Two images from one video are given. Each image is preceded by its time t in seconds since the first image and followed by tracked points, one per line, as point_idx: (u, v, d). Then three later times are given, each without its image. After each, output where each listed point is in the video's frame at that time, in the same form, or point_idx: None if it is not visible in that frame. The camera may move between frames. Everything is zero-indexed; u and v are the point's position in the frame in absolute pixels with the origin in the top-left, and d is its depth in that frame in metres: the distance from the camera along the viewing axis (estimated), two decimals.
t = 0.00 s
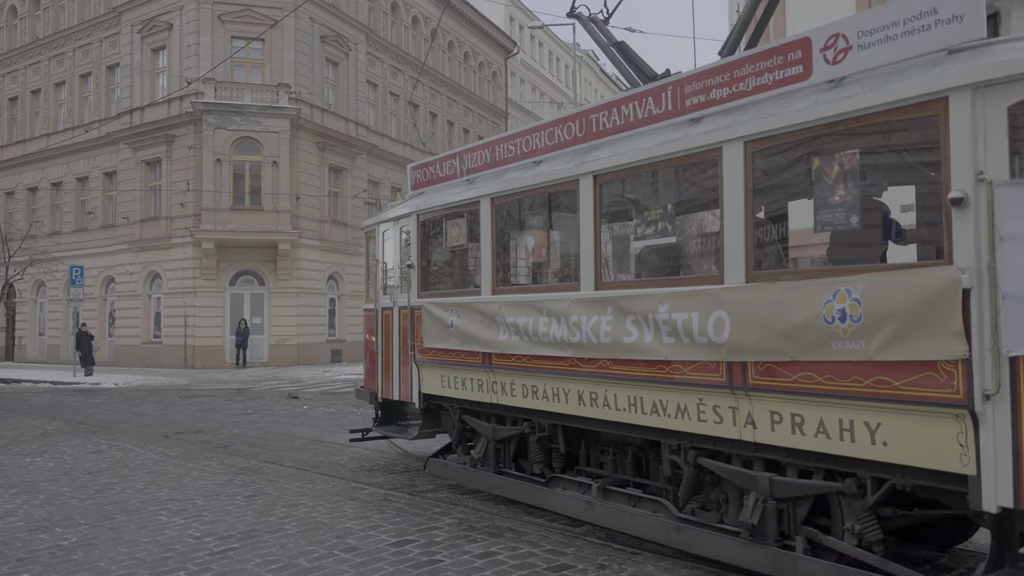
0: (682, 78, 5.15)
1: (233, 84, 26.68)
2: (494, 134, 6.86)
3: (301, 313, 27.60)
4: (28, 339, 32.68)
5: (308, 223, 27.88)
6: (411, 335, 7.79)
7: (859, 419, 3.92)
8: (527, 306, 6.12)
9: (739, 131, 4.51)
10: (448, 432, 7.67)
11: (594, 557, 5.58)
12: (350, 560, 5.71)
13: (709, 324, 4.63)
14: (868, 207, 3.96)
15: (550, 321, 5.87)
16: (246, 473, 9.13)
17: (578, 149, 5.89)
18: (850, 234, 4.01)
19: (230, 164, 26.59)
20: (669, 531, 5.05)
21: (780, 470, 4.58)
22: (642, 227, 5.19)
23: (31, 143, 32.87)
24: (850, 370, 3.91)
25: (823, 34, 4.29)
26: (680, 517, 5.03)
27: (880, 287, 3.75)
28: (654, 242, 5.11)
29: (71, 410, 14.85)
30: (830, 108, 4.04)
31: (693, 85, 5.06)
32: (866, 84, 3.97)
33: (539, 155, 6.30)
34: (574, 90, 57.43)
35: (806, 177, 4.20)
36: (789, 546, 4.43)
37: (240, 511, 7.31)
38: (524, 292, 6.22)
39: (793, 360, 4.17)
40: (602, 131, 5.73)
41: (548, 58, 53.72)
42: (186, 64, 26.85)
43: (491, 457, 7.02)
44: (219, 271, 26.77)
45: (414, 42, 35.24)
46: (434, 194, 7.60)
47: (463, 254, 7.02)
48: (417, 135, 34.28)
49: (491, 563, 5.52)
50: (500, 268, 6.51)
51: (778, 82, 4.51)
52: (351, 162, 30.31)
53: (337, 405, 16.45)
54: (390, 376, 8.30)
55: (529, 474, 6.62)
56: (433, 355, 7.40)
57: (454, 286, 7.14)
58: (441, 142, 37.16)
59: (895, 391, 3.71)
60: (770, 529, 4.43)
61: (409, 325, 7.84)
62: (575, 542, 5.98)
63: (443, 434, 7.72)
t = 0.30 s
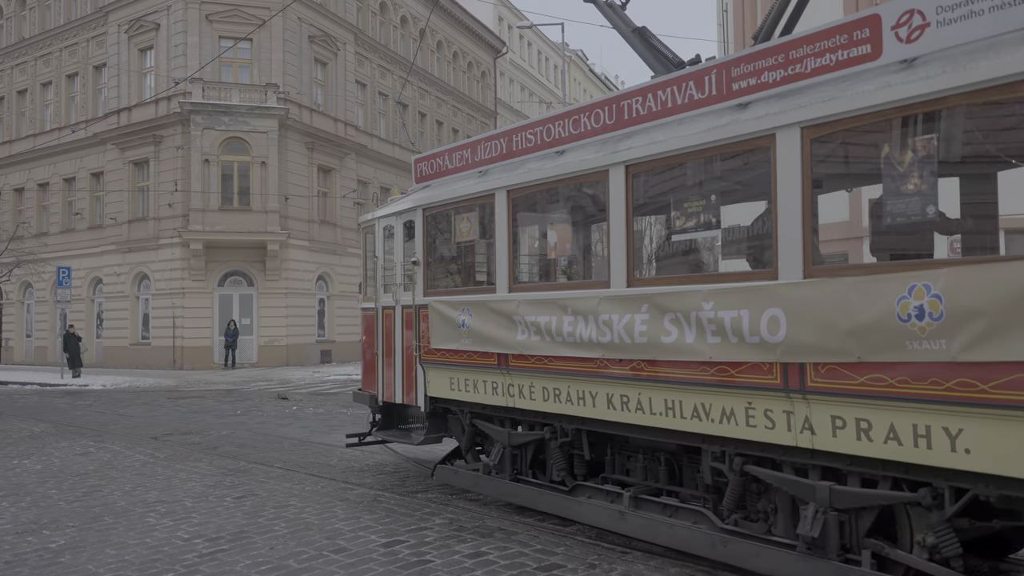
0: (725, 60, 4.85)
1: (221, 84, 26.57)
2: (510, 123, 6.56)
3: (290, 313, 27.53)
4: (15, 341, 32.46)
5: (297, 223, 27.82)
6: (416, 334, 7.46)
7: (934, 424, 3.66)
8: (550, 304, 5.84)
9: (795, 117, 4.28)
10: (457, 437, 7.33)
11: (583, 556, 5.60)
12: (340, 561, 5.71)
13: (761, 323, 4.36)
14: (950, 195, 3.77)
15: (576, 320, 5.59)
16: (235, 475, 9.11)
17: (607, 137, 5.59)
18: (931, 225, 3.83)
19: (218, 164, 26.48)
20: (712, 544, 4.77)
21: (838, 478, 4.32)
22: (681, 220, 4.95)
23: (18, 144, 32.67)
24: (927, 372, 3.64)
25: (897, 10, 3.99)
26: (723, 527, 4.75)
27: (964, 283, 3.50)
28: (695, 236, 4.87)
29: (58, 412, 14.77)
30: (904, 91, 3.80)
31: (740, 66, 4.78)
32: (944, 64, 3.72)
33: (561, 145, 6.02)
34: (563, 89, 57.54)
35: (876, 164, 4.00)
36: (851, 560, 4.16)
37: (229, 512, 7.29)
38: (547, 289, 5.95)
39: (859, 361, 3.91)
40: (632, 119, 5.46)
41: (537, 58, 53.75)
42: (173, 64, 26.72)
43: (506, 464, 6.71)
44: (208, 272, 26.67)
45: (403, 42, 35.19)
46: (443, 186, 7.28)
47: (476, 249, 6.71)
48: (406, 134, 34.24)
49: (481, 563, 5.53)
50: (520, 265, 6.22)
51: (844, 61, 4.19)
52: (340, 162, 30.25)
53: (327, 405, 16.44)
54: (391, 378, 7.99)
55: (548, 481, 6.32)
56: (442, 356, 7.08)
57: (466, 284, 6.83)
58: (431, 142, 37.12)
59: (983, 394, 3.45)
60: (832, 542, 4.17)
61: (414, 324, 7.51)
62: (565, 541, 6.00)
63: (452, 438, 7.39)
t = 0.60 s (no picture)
0: (780, 42, 4.60)
1: (211, 84, 26.49)
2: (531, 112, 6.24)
3: (281, 314, 27.50)
4: (5, 342, 32.30)
5: (288, 223, 27.78)
6: (424, 338, 7.10)
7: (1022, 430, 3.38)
8: (577, 302, 5.51)
9: (862, 101, 4.01)
10: (468, 442, 6.97)
11: (576, 555, 5.64)
12: (331, 561, 5.72)
13: (823, 322, 4.06)
14: None
15: (607, 319, 5.26)
16: (227, 475, 9.12)
17: (642, 125, 5.31)
18: (1010, 215, 3.57)
19: (209, 165, 26.41)
20: (763, 559, 4.48)
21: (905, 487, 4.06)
22: (729, 213, 4.66)
23: (7, 145, 32.50)
24: (1017, 374, 3.37)
25: None
26: (775, 541, 4.46)
27: None
28: (744, 230, 4.59)
29: (48, 413, 14.71)
30: (992, 70, 3.55)
31: (796, 49, 4.53)
32: None
33: (590, 134, 5.72)
34: (554, 89, 57.61)
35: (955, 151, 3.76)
36: None
37: (220, 513, 7.29)
38: (574, 287, 5.63)
39: (937, 362, 3.64)
40: (670, 106, 5.16)
41: (528, 58, 53.77)
42: (163, 64, 26.63)
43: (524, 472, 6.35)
44: (198, 272, 26.59)
45: (394, 41, 35.17)
46: (454, 178, 6.93)
47: (493, 245, 6.38)
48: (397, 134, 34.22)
49: (473, 563, 5.55)
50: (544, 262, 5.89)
51: (917, 40, 3.97)
52: (331, 162, 30.23)
53: (318, 406, 16.43)
54: (397, 380, 7.60)
55: (571, 488, 6.00)
56: (453, 357, 6.73)
57: (480, 281, 6.49)
58: (422, 142, 37.10)
59: None
60: (902, 556, 3.89)
61: (421, 324, 7.15)
62: (557, 541, 6.02)
63: (462, 442, 7.03)
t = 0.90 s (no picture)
0: (839, 22, 4.33)
1: (205, 84, 26.48)
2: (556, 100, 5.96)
3: (275, 314, 27.49)
4: None
5: (282, 223, 27.79)
6: (438, 336, 6.78)
7: None
8: (609, 300, 5.22)
9: (936, 82, 3.76)
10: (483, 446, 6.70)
11: (570, 554, 5.70)
12: (325, 561, 5.77)
13: (892, 320, 3.80)
14: None
15: (645, 318, 4.98)
16: (221, 475, 9.16)
17: (681, 112, 5.01)
18: None
19: (203, 165, 26.37)
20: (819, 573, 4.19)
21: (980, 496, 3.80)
22: (786, 204, 4.43)
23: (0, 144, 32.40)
24: None
25: None
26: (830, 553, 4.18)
27: None
28: (800, 221, 4.34)
29: (41, 414, 14.71)
30: None
31: (857, 31, 4.25)
32: None
33: (621, 122, 5.43)
34: (548, 88, 57.63)
35: None
36: None
37: (215, 513, 7.33)
38: (606, 284, 5.34)
39: None
40: (713, 92, 4.88)
41: (521, 58, 53.81)
42: (157, 64, 26.59)
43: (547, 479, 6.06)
44: (192, 272, 26.57)
45: (387, 41, 35.18)
46: (471, 171, 6.63)
47: (515, 241, 6.09)
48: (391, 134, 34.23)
49: (467, 562, 5.61)
50: (572, 257, 5.61)
51: (994, 19, 3.67)
52: (325, 162, 30.24)
53: (312, 406, 16.45)
54: (407, 382, 7.30)
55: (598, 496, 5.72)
56: (470, 358, 6.43)
57: (501, 279, 6.21)
58: (415, 142, 37.12)
59: None
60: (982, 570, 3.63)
61: (434, 324, 6.85)
62: (551, 540, 6.08)
63: (477, 448, 6.75)
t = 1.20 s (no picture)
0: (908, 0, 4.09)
1: (199, 84, 26.44)
2: (589, 88, 5.74)
3: (270, 313, 27.48)
4: None
5: (277, 223, 27.78)
6: (456, 336, 6.59)
7: None
8: (649, 297, 5.01)
9: None
10: (503, 451, 6.49)
11: (565, 553, 5.75)
12: (321, 560, 5.81)
13: (972, 317, 3.58)
14: None
15: (691, 317, 4.76)
16: (216, 474, 9.17)
17: (730, 99, 4.79)
18: None
19: (197, 164, 26.38)
20: None
21: None
22: (846, 196, 4.20)
23: None
24: None
25: None
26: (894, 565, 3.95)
27: None
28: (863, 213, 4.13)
29: (36, 413, 14.69)
30: None
31: (930, 10, 4.01)
32: None
33: (658, 111, 5.21)
34: (543, 88, 57.59)
35: None
36: None
37: (210, 512, 7.35)
38: (643, 280, 5.10)
39: None
40: (766, 76, 4.66)
41: (515, 57, 53.81)
42: (152, 63, 26.55)
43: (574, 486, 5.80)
44: (187, 272, 26.56)
45: (382, 41, 35.19)
46: (491, 163, 6.40)
47: (541, 236, 5.87)
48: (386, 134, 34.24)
49: (463, 561, 5.65)
50: (606, 252, 5.39)
51: None
52: (320, 161, 30.26)
53: (308, 405, 16.46)
54: (420, 384, 7.08)
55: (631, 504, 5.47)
56: (490, 359, 6.22)
57: (525, 276, 5.98)
58: (410, 141, 37.11)
59: None
60: None
61: (451, 323, 6.65)
62: (546, 539, 6.13)
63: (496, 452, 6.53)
